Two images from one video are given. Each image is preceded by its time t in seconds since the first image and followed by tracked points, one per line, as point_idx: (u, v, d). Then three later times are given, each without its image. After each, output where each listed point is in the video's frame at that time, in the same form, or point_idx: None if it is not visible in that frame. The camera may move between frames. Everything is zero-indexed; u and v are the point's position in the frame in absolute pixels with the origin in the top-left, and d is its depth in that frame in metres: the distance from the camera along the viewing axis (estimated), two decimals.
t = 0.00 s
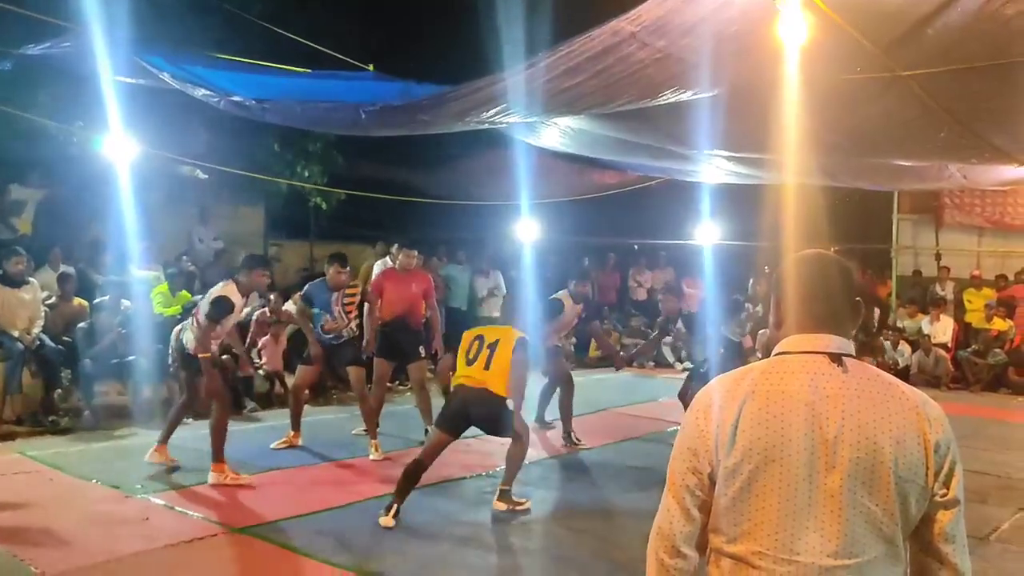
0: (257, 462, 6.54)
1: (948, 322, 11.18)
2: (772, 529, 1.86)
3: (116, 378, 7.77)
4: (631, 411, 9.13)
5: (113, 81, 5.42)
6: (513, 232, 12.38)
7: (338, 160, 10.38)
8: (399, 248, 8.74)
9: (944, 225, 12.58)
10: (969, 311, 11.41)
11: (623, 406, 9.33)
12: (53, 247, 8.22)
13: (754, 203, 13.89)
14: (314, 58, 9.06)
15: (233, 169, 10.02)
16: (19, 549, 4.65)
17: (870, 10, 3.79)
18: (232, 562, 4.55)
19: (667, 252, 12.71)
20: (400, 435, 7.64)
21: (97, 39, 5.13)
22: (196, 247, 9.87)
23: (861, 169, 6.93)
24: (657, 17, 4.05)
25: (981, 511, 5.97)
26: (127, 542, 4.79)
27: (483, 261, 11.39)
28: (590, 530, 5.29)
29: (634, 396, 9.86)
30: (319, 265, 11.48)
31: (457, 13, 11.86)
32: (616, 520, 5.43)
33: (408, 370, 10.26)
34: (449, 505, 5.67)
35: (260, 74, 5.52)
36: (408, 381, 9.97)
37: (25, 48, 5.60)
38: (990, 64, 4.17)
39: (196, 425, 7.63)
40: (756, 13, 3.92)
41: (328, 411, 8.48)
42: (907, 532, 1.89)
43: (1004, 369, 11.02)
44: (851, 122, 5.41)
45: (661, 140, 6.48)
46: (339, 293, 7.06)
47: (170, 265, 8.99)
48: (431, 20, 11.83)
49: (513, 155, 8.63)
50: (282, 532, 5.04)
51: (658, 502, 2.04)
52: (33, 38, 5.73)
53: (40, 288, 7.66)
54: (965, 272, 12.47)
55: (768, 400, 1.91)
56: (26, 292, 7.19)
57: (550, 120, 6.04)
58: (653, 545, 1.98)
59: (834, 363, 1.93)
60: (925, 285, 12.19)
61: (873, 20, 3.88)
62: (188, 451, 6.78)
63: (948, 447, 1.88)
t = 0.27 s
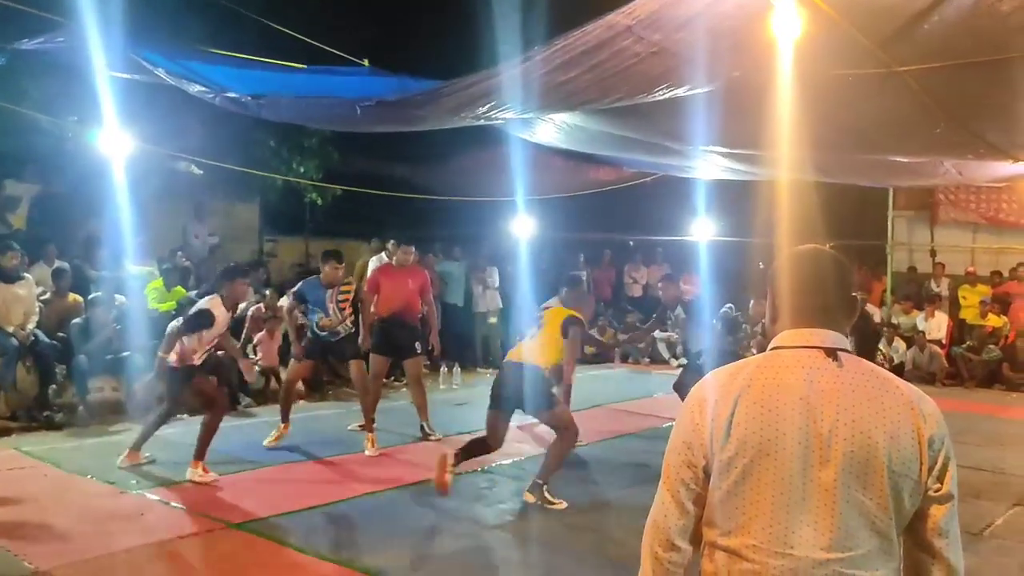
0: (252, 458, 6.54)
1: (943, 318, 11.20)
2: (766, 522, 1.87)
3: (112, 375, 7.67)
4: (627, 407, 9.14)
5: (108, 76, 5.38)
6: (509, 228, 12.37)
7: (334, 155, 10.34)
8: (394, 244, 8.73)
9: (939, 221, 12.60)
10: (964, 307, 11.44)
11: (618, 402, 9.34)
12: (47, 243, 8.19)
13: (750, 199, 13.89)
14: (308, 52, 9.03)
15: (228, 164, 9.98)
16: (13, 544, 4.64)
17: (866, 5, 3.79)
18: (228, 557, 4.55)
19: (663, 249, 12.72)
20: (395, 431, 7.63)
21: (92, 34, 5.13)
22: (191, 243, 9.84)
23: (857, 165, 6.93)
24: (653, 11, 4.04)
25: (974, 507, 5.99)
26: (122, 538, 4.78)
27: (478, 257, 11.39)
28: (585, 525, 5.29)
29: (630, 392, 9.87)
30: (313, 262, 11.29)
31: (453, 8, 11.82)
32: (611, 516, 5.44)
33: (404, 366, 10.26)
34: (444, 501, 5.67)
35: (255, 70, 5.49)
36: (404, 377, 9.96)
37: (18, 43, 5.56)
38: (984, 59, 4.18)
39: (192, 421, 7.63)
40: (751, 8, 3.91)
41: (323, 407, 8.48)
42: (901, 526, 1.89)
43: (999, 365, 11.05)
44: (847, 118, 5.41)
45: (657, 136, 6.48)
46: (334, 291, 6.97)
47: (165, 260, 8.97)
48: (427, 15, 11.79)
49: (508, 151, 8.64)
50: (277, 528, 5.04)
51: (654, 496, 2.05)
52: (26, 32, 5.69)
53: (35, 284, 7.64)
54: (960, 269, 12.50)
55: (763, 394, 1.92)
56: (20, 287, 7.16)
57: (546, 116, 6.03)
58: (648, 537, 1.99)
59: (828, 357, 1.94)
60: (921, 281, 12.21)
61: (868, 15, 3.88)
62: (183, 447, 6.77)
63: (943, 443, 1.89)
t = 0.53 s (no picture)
0: (246, 453, 6.53)
1: (935, 313, 11.25)
2: (757, 515, 1.88)
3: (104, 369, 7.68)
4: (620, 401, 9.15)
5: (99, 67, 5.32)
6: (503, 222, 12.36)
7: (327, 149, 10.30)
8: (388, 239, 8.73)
9: (933, 217, 12.64)
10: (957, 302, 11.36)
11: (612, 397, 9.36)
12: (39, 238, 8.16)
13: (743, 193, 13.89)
14: (301, 46, 8.99)
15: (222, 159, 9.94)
16: (7, 539, 4.63)
17: None
18: (222, 552, 4.55)
19: (657, 243, 12.73)
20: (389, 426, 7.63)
21: (83, 27, 5.08)
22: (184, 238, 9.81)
23: (850, 160, 6.94)
24: (647, 4, 4.03)
25: (966, 501, 6.02)
26: (116, 533, 4.78)
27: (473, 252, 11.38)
28: (579, 519, 5.30)
29: (623, 387, 9.89)
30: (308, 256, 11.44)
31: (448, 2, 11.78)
32: (605, 510, 5.46)
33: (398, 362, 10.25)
34: (439, 495, 5.67)
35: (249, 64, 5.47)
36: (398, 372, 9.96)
37: (9, 35, 5.53)
38: (978, 55, 4.19)
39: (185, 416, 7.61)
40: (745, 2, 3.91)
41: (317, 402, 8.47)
42: (891, 518, 1.91)
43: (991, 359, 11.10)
44: (842, 113, 5.42)
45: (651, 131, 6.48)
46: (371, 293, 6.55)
47: (158, 255, 8.94)
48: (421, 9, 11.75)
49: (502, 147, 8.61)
50: (272, 522, 5.04)
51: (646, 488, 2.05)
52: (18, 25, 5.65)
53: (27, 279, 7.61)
54: (952, 264, 12.54)
55: (755, 388, 1.92)
56: (13, 282, 7.08)
57: (540, 111, 6.03)
58: (640, 530, 2.00)
59: (820, 351, 1.95)
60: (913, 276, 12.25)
61: (861, 9, 3.88)
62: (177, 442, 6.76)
63: (933, 435, 1.90)
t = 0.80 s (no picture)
0: (237, 447, 6.51)
1: (925, 307, 11.30)
2: (744, 507, 1.89)
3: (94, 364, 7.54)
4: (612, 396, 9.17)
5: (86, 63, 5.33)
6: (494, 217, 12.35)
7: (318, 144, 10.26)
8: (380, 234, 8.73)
9: (922, 211, 12.69)
10: (946, 297, 11.59)
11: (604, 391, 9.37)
12: (28, 232, 8.12)
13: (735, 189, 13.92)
14: (292, 40, 8.95)
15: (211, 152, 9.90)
16: None
17: None
18: (213, 547, 4.54)
19: (649, 238, 12.75)
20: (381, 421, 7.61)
21: (70, 19, 5.02)
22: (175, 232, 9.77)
23: (840, 155, 6.95)
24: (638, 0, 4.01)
25: (956, 494, 6.06)
26: (107, 528, 4.76)
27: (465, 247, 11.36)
28: (569, 513, 5.31)
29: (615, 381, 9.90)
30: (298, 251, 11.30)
31: None
32: (595, 504, 5.48)
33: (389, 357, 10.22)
34: (430, 490, 5.68)
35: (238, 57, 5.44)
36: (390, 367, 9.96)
37: None
38: (970, 49, 4.20)
39: (176, 410, 7.59)
40: None
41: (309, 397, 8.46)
42: (875, 508, 1.92)
43: (980, 354, 11.15)
44: (833, 107, 5.42)
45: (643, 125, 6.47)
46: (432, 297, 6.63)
47: (148, 250, 8.91)
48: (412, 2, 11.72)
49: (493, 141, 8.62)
50: (263, 517, 5.04)
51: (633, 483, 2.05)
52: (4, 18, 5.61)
53: (16, 274, 7.57)
54: (941, 259, 12.60)
55: (741, 382, 1.93)
56: None
57: (531, 105, 6.01)
58: (628, 524, 2.00)
59: (804, 344, 1.96)
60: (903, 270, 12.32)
61: (851, 5, 3.88)
62: (168, 436, 6.74)
63: (916, 425, 1.92)
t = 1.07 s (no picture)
0: (225, 443, 6.49)
1: (911, 301, 11.38)
2: (722, 498, 1.90)
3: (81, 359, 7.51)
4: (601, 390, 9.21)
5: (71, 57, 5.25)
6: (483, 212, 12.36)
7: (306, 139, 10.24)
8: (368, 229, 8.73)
9: (908, 207, 12.77)
10: (931, 292, 11.52)
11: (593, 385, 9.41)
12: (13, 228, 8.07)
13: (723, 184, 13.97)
14: (280, 35, 8.92)
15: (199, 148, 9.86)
16: None
17: None
18: (201, 542, 4.54)
19: (638, 234, 12.80)
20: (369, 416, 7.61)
21: (56, 11, 4.96)
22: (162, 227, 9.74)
23: (826, 150, 6.98)
24: None
25: (940, 486, 6.12)
26: (94, 524, 4.75)
27: (454, 242, 11.37)
28: (557, 507, 5.33)
29: (604, 375, 9.95)
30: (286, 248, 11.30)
31: None
32: (583, 498, 5.50)
33: (378, 352, 10.23)
34: (418, 484, 5.69)
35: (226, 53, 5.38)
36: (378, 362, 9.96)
37: None
38: (955, 46, 4.23)
39: (164, 406, 7.57)
40: None
41: (297, 392, 8.45)
42: (854, 494, 1.93)
43: (966, 348, 11.24)
44: (819, 102, 5.44)
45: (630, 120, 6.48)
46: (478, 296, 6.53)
47: (134, 245, 8.86)
48: None
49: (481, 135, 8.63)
50: (251, 512, 5.04)
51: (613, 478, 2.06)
52: None
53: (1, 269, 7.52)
54: (927, 254, 12.70)
55: (717, 375, 1.94)
56: None
57: (519, 100, 6.01)
58: (608, 520, 2.01)
59: (779, 334, 1.97)
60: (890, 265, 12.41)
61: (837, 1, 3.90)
62: (155, 432, 6.72)
63: (891, 410, 1.93)
